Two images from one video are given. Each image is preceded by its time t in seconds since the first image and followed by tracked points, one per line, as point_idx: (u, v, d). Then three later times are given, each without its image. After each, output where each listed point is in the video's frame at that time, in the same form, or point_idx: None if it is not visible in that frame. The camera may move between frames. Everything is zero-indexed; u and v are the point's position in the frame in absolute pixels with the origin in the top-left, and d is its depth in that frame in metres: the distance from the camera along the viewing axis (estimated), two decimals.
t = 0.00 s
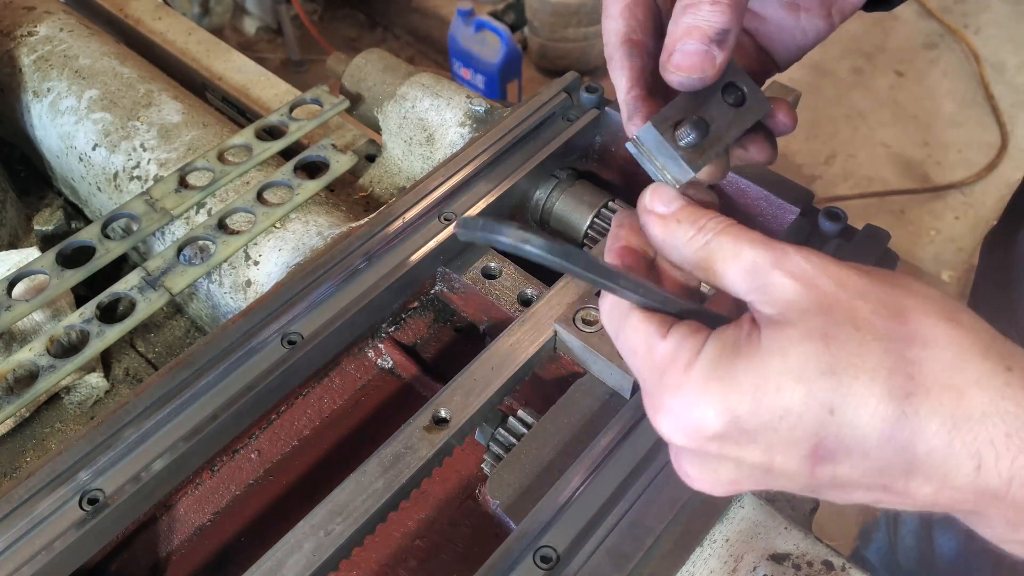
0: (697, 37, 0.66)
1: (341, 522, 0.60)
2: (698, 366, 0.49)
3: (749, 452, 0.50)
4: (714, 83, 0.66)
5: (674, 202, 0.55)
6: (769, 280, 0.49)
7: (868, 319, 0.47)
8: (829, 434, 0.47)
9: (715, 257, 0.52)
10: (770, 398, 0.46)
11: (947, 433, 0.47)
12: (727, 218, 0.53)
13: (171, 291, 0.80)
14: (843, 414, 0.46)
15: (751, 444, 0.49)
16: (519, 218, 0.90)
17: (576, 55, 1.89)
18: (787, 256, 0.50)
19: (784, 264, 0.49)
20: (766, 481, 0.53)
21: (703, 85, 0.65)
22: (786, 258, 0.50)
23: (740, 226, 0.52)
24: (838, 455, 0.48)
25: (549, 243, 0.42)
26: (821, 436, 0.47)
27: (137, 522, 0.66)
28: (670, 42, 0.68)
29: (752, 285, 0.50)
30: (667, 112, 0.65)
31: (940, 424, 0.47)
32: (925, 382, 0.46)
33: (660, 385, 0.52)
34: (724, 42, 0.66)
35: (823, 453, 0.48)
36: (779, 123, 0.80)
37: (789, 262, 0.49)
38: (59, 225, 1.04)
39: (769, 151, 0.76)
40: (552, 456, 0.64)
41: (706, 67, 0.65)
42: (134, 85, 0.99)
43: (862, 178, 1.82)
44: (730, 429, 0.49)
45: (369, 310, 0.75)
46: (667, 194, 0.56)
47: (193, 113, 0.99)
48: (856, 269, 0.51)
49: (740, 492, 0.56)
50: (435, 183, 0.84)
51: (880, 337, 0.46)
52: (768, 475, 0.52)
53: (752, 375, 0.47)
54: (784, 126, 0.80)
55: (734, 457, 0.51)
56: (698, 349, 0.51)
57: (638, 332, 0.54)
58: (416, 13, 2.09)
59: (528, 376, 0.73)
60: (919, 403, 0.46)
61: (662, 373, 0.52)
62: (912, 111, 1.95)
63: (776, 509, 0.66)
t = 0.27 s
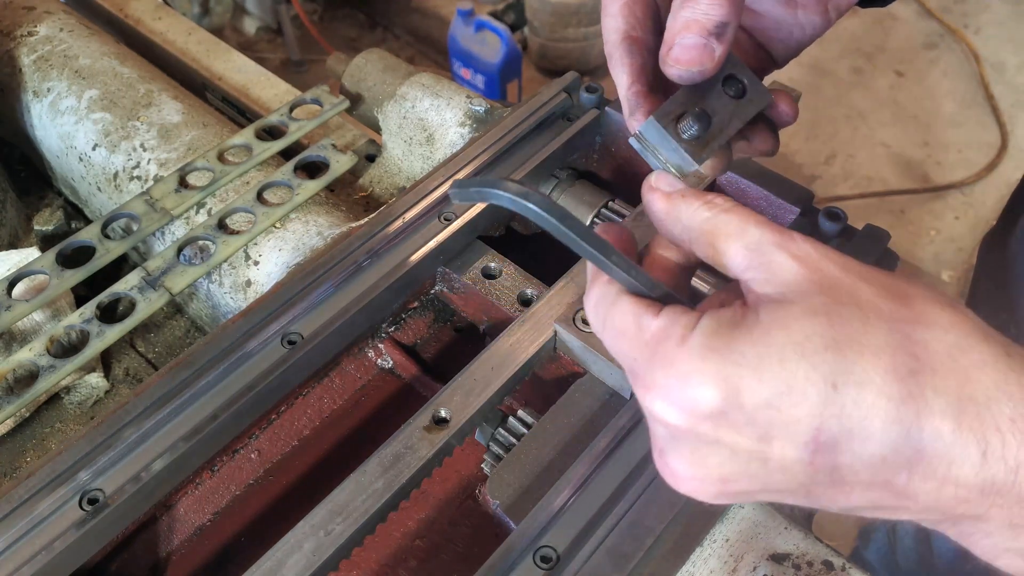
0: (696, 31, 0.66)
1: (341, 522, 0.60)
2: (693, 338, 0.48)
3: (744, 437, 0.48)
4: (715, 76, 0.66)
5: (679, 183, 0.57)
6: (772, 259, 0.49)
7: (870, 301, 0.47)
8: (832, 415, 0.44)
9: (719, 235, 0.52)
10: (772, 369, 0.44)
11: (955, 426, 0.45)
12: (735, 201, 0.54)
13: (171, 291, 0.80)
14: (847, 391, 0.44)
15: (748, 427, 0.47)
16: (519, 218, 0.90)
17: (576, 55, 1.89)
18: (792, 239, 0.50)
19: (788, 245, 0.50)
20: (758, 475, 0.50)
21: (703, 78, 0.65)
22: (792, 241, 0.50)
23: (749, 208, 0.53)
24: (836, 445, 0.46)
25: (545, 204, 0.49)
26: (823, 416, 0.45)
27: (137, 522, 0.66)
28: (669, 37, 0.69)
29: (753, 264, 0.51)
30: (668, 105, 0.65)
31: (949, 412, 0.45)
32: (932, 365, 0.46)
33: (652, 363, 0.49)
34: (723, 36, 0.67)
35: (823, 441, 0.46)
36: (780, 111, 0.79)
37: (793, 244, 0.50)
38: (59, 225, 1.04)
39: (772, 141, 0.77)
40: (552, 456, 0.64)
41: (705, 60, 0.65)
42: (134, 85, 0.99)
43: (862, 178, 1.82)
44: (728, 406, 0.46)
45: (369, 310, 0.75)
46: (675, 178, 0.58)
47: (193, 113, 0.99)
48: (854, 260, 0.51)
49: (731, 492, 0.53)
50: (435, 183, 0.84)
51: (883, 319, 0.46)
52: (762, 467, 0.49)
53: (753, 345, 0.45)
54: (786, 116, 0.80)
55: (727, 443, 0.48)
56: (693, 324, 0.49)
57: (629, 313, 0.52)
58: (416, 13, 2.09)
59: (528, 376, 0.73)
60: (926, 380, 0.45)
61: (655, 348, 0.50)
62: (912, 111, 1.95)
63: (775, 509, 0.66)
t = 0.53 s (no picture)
0: (689, 33, 0.66)
1: (341, 522, 0.60)
2: (684, 334, 0.48)
3: (736, 435, 0.48)
4: (707, 77, 0.67)
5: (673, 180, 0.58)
6: (764, 255, 0.49)
7: (860, 297, 0.47)
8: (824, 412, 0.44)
9: (710, 231, 0.52)
10: (762, 365, 0.45)
11: (948, 424, 0.45)
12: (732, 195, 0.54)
13: (171, 291, 0.80)
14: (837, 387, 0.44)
15: (739, 425, 0.47)
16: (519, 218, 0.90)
17: (576, 55, 1.89)
18: (786, 236, 0.50)
19: (782, 241, 0.49)
20: (750, 475, 0.50)
21: (696, 79, 0.66)
22: (784, 238, 0.49)
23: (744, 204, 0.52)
24: (828, 443, 0.46)
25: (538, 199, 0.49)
26: (814, 413, 0.44)
27: (137, 522, 0.66)
28: (663, 38, 0.69)
29: (745, 260, 0.50)
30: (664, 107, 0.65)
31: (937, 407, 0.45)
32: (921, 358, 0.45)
33: (645, 361, 0.50)
34: (716, 37, 0.67)
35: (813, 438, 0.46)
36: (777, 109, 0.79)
37: (785, 241, 0.49)
38: (59, 225, 1.04)
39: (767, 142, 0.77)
40: (552, 456, 0.64)
41: (698, 62, 0.65)
42: (134, 85, 0.99)
43: (862, 178, 1.82)
44: (720, 403, 0.46)
45: (369, 310, 0.75)
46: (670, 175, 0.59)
47: (193, 112, 0.99)
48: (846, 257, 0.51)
49: (725, 492, 0.53)
50: (435, 183, 0.84)
51: (873, 314, 0.46)
52: (754, 465, 0.49)
53: (744, 341, 0.45)
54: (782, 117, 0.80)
55: (719, 441, 0.49)
56: (684, 322, 0.49)
57: (621, 312, 0.53)
58: (416, 12, 2.09)
59: (528, 377, 0.73)
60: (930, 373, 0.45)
61: (647, 346, 0.50)
62: (912, 111, 1.95)
63: (775, 509, 0.66)
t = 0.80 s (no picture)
0: (671, 50, 0.67)
1: (341, 522, 0.60)
2: (674, 341, 0.48)
3: (727, 441, 0.47)
4: (689, 94, 0.67)
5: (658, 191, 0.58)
6: (752, 262, 0.49)
7: (846, 304, 0.47)
8: (814, 414, 0.44)
9: (698, 237, 0.51)
10: (751, 369, 0.44)
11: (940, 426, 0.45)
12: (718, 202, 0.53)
13: (171, 291, 0.80)
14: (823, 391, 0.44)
15: (730, 430, 0.46)
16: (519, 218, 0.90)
17: (576, 55, 1.89)
18: (773, 244, 0.49)
19: (770, 248, 0.49)
20: (741, 482, 0.49)
21: (677, 96, 0.66)
22: (771, 245, 0.49)
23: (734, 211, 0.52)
24: (817, 447, 0.45)
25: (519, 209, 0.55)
26: (803, 415, 0.44)
27: (137, 522, 0.66)
28: (645, 55, 0.69)
29: (733, 265, 0.49)
30: (648, 122, 0.64)
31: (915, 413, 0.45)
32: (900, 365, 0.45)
33: (634, 368, 0.49)
34: (699, 55, 0.68)
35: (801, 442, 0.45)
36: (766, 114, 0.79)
37: (772, 247, 0.49)
38: (59, 225, 1.04)
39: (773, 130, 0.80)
40: (552, 456, 0.63)
41: (679, 78, 0.66)
42: (134, 85, 0.99)
43: (862, 178, 1.82)
44: (710, 408, 0.46)
45: (369, 310, 0.75)
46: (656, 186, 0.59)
47: (192, 112, 0.99)
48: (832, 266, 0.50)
49: (716, 501, 0.52)
50: (435, 183, 0.84)
51: (858, 321, 0.46)
52: (744, 471, 0.48)
53: (732, 347, 0.45)
54: (768, 129, 0.79)
55: (709, 447, 0.48)
56: (673, 330, 0.49)
57: (610, 323, 0.53)
58: (416, 13, 2.09)
59: (528, 377, 0.73)
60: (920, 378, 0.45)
61: (637, 353, 0.50)
62: (912, 111, 1.95)
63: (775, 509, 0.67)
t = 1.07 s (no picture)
0: (653, 42, 0.66)
1: (341, 522, 0.60)
2: (653, 372, 0.48)
3: (711, 463, 0.48)
4: (670, 88, 0.66)
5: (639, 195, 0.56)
6: (734, 279, 0.47)
7: (828, 323, 0.46)
8: (790, 439, 0.45)
9: (680, 249, 0.50)
10: (725, 400, 0.45)
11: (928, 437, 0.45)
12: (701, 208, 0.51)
13: (171, 291, 0.80)
14: (797, 419, 0.44)
15: (711, 454, 0.47)
16: (519, 218, 0.90)
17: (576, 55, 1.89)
18: (756, 256, 0.48)
19: (752, 262, 0.48)
20: (729, 496, 0.50)
21: (657, 89, 0.65)
22: (754, 259, 0.48)
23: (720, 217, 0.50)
24: (796, 467, 0.46)
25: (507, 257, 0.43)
26: (779, 440, 0.45)
27: (137, 522, 0.66)
28: (626, 47, 0.68)
29: (716, 281, 0.48)
30: (627, 119, 0.65)
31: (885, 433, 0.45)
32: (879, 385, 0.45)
33: (618, 395, 0.50)
34: (681, 47, 0.66)
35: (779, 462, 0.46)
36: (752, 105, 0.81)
37: (756, 262, 0.48)
38: (59, 225, 1.04)
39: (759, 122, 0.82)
40: (552, 456, 0.63)
41: (660, 72, 0.65)
42: (134, 85, 0.99)
43: (862, 178, 1.82)
44: (688, 435, 0.47)
45: (369, 310, 0.75)
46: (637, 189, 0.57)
47: (192, 112, 0.99)
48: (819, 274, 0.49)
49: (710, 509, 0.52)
50: (435, 183, 0.84)
51: (839, 343, 0.45)
52: (730, 488, 0.49)
53: (709, 379, 0.45)
54: (754, 124, 0.81)
55: (693, 468, 0.49)
56: (656, 355, 0.49)
57: (598, 343, 0.53)
58: (416, 13, 2.09)
59: (528, 377, 0.73)
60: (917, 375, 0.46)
61: (620, 382, 0.50)
62: (912, 111, 1.95)
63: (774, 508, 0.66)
